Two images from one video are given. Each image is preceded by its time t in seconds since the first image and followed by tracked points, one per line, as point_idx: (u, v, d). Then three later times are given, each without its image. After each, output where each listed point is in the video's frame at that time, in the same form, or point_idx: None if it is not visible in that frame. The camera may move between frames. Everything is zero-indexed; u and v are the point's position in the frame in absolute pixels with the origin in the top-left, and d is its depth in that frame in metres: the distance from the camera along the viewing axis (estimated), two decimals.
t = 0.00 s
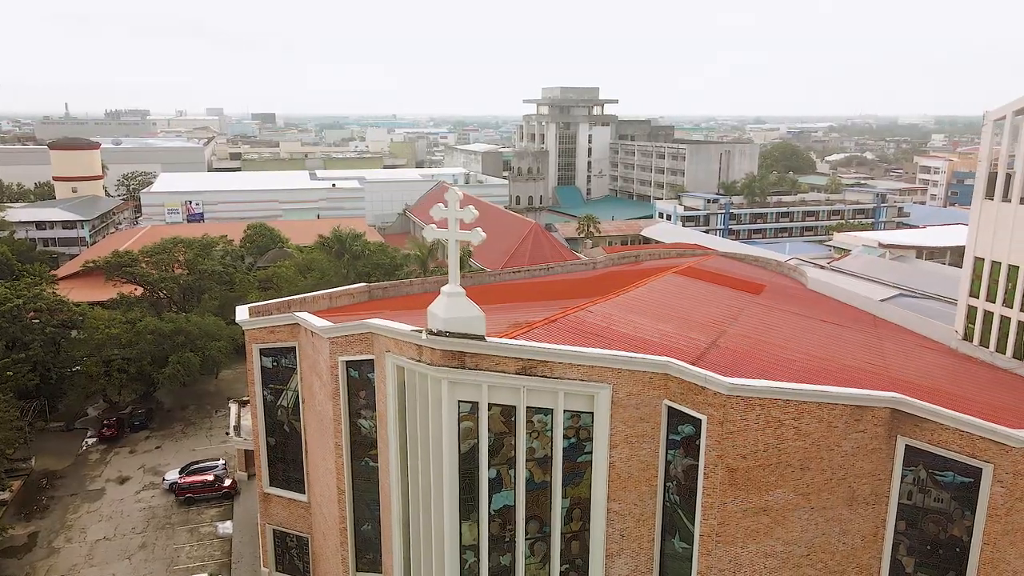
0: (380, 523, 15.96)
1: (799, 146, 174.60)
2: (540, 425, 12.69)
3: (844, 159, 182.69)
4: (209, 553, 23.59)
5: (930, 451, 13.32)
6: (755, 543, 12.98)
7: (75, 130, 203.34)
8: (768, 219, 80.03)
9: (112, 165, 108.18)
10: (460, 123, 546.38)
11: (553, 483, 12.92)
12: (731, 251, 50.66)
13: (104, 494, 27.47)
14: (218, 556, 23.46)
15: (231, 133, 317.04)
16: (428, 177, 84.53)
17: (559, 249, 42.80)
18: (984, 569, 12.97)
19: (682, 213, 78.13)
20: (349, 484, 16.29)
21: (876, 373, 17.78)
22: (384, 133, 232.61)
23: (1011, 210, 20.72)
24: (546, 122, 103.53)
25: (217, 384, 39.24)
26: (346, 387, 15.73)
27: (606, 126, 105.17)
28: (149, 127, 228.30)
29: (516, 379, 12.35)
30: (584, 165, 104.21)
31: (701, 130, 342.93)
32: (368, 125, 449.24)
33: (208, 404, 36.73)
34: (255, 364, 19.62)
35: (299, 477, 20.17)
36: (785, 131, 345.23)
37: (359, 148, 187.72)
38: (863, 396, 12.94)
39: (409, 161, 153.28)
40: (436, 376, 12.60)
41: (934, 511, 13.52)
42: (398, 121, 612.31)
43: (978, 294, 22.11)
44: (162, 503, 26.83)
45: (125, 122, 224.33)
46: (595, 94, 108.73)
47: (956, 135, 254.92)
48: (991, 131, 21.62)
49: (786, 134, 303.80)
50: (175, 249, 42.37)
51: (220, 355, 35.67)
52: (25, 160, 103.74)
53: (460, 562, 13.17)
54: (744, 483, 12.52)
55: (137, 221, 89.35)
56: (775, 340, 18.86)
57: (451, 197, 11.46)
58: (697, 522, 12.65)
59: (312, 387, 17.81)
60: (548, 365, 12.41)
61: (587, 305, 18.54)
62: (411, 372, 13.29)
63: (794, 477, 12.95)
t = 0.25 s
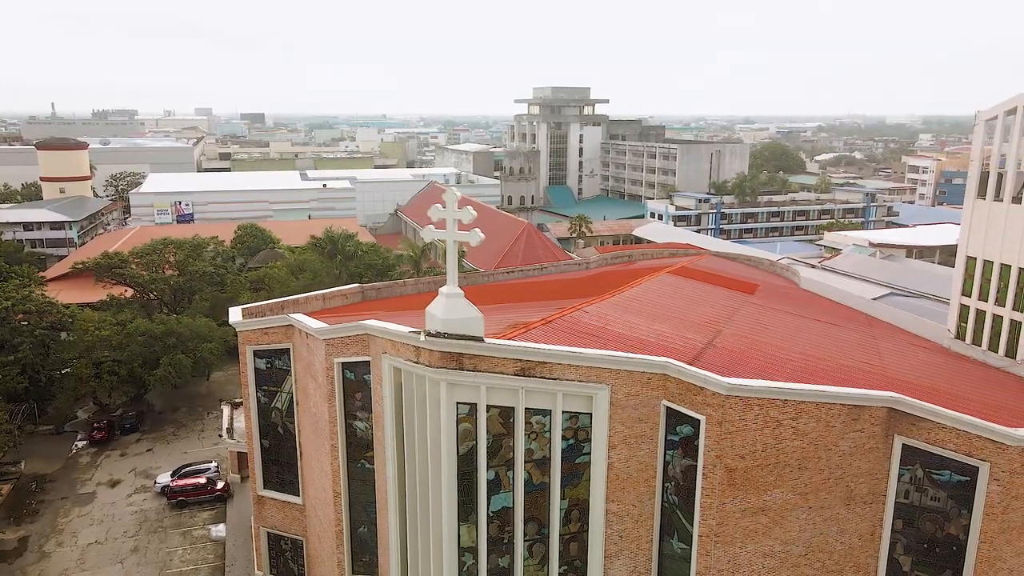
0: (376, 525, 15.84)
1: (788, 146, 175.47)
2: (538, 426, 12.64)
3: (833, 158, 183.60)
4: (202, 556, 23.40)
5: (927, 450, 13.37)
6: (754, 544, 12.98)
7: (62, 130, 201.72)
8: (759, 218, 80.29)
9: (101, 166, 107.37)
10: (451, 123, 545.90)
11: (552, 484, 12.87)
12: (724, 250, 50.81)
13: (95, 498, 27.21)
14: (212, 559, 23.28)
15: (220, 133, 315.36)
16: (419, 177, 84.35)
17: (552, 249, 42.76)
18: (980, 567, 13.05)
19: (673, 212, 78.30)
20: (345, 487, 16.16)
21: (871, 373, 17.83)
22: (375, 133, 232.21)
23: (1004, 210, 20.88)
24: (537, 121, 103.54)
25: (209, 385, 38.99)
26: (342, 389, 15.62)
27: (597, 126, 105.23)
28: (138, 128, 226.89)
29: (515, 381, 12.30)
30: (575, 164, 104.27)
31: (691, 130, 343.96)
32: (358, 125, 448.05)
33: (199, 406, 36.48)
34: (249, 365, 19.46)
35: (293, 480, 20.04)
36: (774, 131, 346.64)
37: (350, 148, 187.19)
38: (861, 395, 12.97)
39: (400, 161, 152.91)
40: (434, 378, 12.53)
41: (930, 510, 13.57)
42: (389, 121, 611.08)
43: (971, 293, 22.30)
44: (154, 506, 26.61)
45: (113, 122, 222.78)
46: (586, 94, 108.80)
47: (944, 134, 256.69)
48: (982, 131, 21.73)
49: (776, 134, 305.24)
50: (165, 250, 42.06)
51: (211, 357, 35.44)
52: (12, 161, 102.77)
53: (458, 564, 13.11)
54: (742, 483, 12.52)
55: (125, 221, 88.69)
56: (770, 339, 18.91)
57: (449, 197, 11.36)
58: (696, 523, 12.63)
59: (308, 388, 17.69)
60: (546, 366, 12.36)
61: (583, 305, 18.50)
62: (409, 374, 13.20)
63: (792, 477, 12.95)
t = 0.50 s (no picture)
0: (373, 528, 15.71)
1: (778, 146, 176.20)
2: (537, 428, 12.59)
3: (822, 158, 184.53)
4: (195, 560, 23.21)
5: (923, 449, 13.42)
6: (752, 544, 12.98)
7: (49, 130, 200.02)
8: (750, 218, 80.57)
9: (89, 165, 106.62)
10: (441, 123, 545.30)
11: (550, 486, 12.82)
12: (715, 250, 50.93)
13: (85, 501, 26.94)
14: (205, 563, 23.10)
15: (209, 133, 313.83)
16: (410, 177, 84.13)
17: (545, 249, 42.70)
18: (977, 565, 13.11)
19: (665, 212, 78.44)
20: (341, 489, 16.04)
21: (865, 372, 17.88)
22: (366, 133, 231.57)
23: (996, 209, 21.03)
24: (528, 121, 103.55)
25: (200, 387, 38.73)
26: (338, 391, 15.51)
27: (588, 125, 105.25)
28: (126, 128, 225.58)
29: (514, 382, 12.24)
30: (567, 164, 104.30)
31: (682, 130, 344.72)
32: (348, 125, 446.65)
33: (191, 407, 36.21)
34: (242, 367, 19.29)
35: (288, 482, 19.90)
36: (764, 131, 348.21)
37: (340, 148, 186.59)
38: (858, 395, 12.99)
39: (391, 161, 152.49)
40: (432, 379, 12.46)
41: (927, 509, 13.62)
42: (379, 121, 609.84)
43: (963, 292, 22.42)
44: (146, 509, 26.38)
45: (101, 122, 221.11)
46: (577, 93, 108.81)
47: (932, 134, 258.51)
48: (975, 131, 21.85)
49: (765, 133, 306.62)
50: (155, 251, 41.77)
51: (203, 358, 35.27)
52: None
53: (457, 567, 13.03)
54: (741, 483, 12.50)
55: (114, 222, 88.01)
56: (766, 339, 18.94)
57: (447, 198, 11.33)
58: (694, 523, 12.63)
59: (302, 390, 17.58)
60: (545, 367, 12.30)
61: (579, 305, 18.46)
62: (406, 375, 13.11)
63: (790, 477, 12.96)
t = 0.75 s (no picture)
0: (369, 530, 15.62)
1: (768, 146, 176.96)
2: (535, 429, 12.54)
3: (811, 158, 185.47)
4: (188, 563, 23.03)
5: (920, 448, 13.46)
6: (751, 544, 12.98)
7: (35, 130, 198.29)
8: (741, 217, 80.84)
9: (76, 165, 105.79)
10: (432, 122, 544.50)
11: (549, 487, 12.77)
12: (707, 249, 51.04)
13: (76, 505, 26.68)
14: (199, 566, 22.93)
15: (198, 133, 312.09)
16: (402, 177, 83.95)
17: (538, 249, 42.67)
18: (973, 563, 13.19)
19: (656, 211, 78.56)
20: (337, 491, 15.94)
21: (860, 371, 17.93)
22: (355, 132, 230.83)
23: (988, 209, 21.17)
24: (519, 121, 103.55)
25: (191, 389, 38.46)
26: (333, 393, 15.40)
27: (579, 125, 105.30)
28: (114, 128, 223.97)
29: (512, 383, 12.18)
30: (558, 164, 104.34)
31: (672, 130, 345.55)
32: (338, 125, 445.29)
33: (183, 409, 35.95)
34: (235, 369, 19.15)
35: (282, 484, 19.78)
36: (753, 130, 349.62)
37: (331, 148, 185.95)
38: (855, 394, 13.01)
39: (381, 161, 152.08)
40: (430, 381, 12.38)
41: (924, 507, 13.65)
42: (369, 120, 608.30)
43: (955, 291, 22.55)
44: (138, 513, 26.15)
45: (89, 121, 219.35)
46: (568, 93, 108.82)
47: (920, 133, 260.31)
48: (966, 131, 21.99)
49: (755, 133, 307.72)
50: (146, 252, 41.46)
51: (194, 359, 35.03)
52: None
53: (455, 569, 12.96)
54: (740, 483, 12.50)
55: (102, 222, 87.32)
56: (761, 338, 18.97)
57: (445, 199, 11.23)
58: (693, 524, 12.62)
59: (297, 392, 17.46)
60: (544, 368, 12.25)
61: (574, 305, 18.43)
62: (403, 377, 13.02)
63: (789, 476, 12.96)
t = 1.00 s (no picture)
0: (366, 532, 15.52)
1: (758, 144, 177.57)
2: (534, 429, 12.49)
3: (801, 156, 186.25)
4: (182, 566, 22.85)
5: (917, 446, 13.50)
6: (750, 543, 12.99)
7: (22, 129, 196.47)
8: (732, 216, 81.05)
9: (63, 165, 104.92)
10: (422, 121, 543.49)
11: (548, 487, 12.72)
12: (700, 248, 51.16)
13: (67, 508, 26.42)
14: (192, 568, 22.74)
15: (186, 132, 310.22)
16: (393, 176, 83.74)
17: (531, 248, 42.60)
18: (970, 560, 13.26)
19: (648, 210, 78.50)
20: (333, 492, 15.83)
21: (856, 369, 17.98)
22: (346, 131, 230.06)
23: (980, 207, 21.30)
24: (511, 120, 103.53)
25: (182, 390, 38.17)
26: (330, 394, 15.30)
27: (570, 124, 105.30)
28: (102, 127, 222.23)
29: (511, 384, 12.12)
30: (549, 162, 104.32)
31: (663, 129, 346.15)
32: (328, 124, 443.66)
33: (174, 410, 35.69)
34: (229, 370, 18.99)
35: (277, 486, 19.64)
36: (743, 129, 350.71)
37: (322, 147, 185.26)
38: (853, 393, 13.03)
39: (372, 160, 151.59)
40: (429, 382, 12.31)
41: (921, 505, 13.69)
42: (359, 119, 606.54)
43: (948, 289, 22.66)
44: (131, 515, 25.93)
45: (76, 120, 217.53)
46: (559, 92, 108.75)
47: (908, 132, 262.01)
48: (959, 130, 22.16)
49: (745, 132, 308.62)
50: (136, 252, 41.15)
51: (185, 360, 34.79)
52: None
53: (454, 570, 12.90)
54: (739, 483, 12.50)
55: (90, 222, 86.60)
56: (757, 337, 19.00)
57: (444, 198, 11.14)
58: (692, 523, 12.60)
59: (292, 393, 17.34)
60: (543, 368, 12.20)
61: (570, 305, 18.39)
62: (401, 378, 12.94)
63: (787, 475, 12.97)
